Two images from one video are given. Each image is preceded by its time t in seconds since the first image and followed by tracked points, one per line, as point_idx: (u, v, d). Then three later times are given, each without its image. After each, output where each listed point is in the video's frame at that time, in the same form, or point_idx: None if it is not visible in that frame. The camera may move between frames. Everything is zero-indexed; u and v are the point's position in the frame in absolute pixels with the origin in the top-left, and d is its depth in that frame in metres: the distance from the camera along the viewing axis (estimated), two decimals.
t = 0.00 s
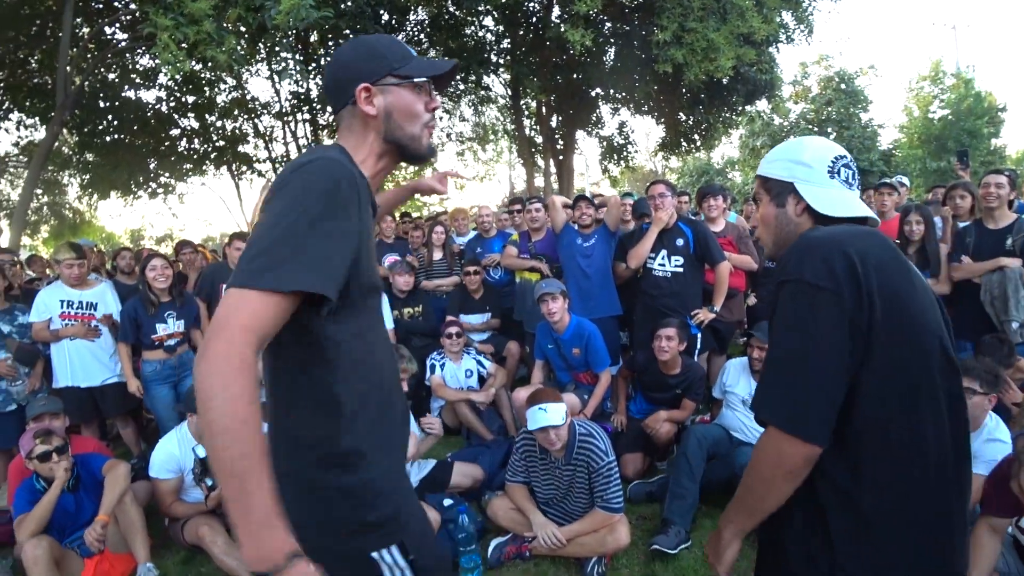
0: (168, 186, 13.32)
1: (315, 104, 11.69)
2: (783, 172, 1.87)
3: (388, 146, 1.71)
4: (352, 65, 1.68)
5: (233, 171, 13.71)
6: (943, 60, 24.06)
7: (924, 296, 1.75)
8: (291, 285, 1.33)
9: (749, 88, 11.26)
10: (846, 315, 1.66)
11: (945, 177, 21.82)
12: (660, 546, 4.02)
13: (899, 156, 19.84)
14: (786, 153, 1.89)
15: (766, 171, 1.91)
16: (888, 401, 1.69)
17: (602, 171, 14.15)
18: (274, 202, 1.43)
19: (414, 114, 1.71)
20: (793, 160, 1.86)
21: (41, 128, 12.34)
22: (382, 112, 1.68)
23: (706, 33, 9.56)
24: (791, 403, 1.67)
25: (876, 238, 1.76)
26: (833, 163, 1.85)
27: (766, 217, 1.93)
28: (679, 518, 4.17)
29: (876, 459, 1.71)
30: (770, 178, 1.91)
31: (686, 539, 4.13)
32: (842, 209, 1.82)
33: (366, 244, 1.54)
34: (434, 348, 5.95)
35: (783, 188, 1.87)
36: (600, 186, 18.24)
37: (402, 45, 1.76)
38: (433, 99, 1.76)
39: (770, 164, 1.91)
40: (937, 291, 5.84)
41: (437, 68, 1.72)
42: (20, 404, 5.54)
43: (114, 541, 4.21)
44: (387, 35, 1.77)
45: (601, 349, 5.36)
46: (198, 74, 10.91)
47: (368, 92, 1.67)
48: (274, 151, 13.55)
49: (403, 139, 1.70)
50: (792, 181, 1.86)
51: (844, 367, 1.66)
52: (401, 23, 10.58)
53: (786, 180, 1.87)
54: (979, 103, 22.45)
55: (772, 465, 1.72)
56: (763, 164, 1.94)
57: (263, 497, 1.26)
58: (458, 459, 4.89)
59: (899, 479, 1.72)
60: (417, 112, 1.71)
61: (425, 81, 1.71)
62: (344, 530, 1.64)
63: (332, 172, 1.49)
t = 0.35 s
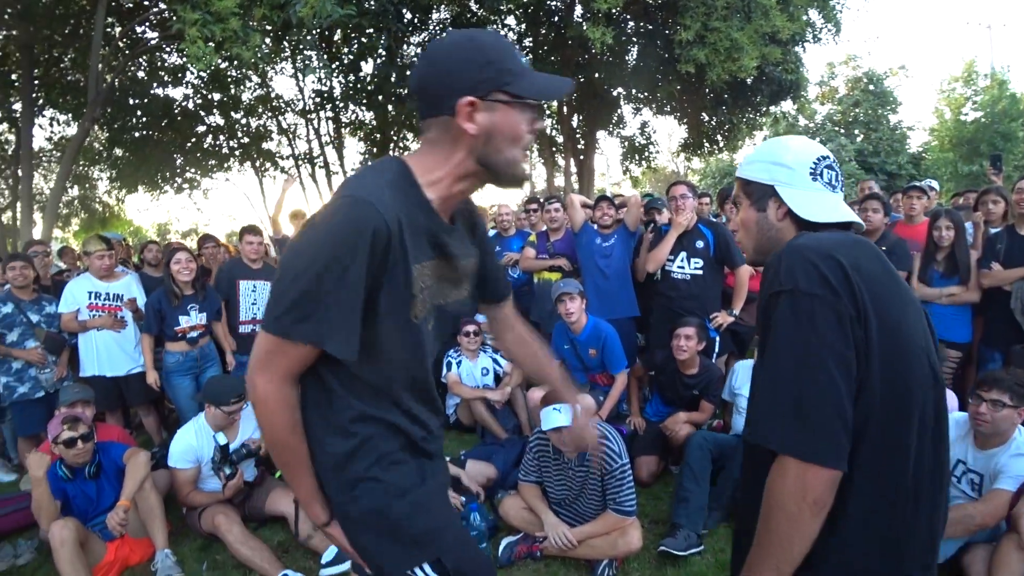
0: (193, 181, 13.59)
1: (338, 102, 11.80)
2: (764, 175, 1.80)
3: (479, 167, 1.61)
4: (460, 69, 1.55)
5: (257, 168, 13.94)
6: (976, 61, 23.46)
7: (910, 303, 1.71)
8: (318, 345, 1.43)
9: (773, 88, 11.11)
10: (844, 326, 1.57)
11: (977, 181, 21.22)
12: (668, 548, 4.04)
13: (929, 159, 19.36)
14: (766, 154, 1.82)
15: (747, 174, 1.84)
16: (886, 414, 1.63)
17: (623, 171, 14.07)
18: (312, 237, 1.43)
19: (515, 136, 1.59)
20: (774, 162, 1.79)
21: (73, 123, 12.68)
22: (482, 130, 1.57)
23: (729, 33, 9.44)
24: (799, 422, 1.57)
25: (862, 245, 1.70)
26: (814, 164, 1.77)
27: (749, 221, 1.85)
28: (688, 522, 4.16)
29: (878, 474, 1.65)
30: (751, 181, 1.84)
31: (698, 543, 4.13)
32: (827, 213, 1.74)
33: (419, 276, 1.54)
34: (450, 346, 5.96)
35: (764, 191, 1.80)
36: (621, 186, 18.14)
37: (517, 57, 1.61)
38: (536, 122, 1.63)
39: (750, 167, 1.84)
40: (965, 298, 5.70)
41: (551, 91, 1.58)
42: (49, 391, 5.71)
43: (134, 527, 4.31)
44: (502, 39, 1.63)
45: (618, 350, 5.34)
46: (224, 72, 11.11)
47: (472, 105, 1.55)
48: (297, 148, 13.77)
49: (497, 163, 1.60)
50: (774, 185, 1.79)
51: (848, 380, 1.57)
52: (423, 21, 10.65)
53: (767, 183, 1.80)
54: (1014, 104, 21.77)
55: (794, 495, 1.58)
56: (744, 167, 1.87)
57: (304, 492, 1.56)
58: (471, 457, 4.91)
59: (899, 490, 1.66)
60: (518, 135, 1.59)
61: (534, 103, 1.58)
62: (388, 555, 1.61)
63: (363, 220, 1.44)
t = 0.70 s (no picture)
0: (212, 181, 13.79)
1: (354, 103, 11.89)
2: (746, 159, 1.66)
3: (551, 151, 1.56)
4: (536, 49, 1.49)
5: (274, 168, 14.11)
6: (1002, 61, 23.02)
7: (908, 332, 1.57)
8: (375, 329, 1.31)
9: (791, 89, 11.01)
10: (852, 361, 1.41)
11: (1002, 183, 20.76)
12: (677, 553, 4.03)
13: (952, 161, 18.98)
14: (751, 138, 1.68)
15: (728, 159, 1.70)
16: (867, 448, 1.53)
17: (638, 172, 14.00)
18: (376, 215, 1.32)
19: (590, 121, 1.54)
20: (757, 145, 1.66)
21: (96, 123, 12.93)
22: (556, 113, 1.51)
23: (746, 33, 9.33)
24: (785, 459, 1.42)
25: (868, 266, 1.55)
26: (801, 150, 1.64)
27: (726, 211, 1.72)
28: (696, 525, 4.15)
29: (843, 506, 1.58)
30: (732, 165, 1.70)
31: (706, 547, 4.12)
32: (812, 204, 1.60)
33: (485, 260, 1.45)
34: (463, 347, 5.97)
35: (745, 179, 1.67)
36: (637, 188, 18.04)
37: (595, 38, 1.56)
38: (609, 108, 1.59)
39: (732, 151, 1.70)
40: (987, 304, 5.57)
41: (627, 78, 1.54)
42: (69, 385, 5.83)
43: (149, 522, 4.38)
44: (579, 20, 1.58)
45: (631, 352, 5.30)
46: (242, 74, 11.26)
47: (548, 85, 1.49)
48: (314, 148, 13.93)
49: (569, 146, 1.56)
50: (757, 171, 1.65)
51: (845, 418, 1.43)
52: (439, 22, 10.73)
53: (750, 169, 1.66)
54: None
55: (764, 532, 1.46)
56: (726, 150, 1.73)
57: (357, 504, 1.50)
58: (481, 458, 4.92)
59: (859, 524, 1.58)
60: (590, 119, 1.54)
61: (611, 88, 1.53)
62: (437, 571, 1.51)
63: (446, 193, 1.33)
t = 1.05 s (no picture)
0: (223, 182, 13.91)
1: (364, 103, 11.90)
2: (725, 159, 1.65)
3: (438, 140, 1.55)
4: (410, 42, 1.49)
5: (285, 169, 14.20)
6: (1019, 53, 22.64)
7: (883, 316, 1.57)
8: (299, 333, 1.34)
9: (803, 84, 10.91)
10: (819, 349, 1.41)
11: (1021, 178, 20.43)
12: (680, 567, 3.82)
13: (969, 156, 18.72)
14: (730, 139, 1.67)
15: (706, 155, 1.68)
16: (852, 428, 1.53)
17: (648, 170, 13.93)
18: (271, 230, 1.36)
19: (471, 109, 1.53)
20: (734, 146, 1.64)
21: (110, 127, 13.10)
22: (434, 103, 1.51)
23: (756, 27, 9.23)
24: (769, 444, 1.43)
25: (835, 251, 1.54)
26: (779, 151, 1.62)
27: (705, 209, 1.71)
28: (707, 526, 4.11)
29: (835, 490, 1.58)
30: (711, 164, 1.68)
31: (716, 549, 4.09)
32: (786, 207, 1.59)
33: (387, 251, 1.48)
34: (472, 346, 5.97)
35: (723, 177, 1.65)
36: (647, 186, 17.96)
37: (471, 29, 1.56)
38: (493, 96, 1.58)
39: (712, 151, 1.68)
40: (1005, 301, 5.47)
41: (504, 65, 1.54)
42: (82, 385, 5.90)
43: (162, 521, 4.43)
44: (457, 14, 1.58)
45: (639, 351, 5.27)
46: (253, 76, 11.34)
47: (424, 75, 1.49)
48: (324, 149, 14.02)
49: (451, 136, 1.54)
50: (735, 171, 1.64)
51: (822, 405, 1.43)
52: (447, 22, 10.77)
53: (728, 169, 1.65)
54: None
55: (759, 513, 1.47)
56: (706, 149, 1.71)
57: (341, 512, 1.48)
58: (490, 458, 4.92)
59: (852, 506, 1.60)
60: (472, 106, 1.53)
61: (491, 75, 1.52)
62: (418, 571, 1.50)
63: (328, 196, 1.37)
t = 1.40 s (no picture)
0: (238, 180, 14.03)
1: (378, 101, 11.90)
2: (747, 176, 1.66)
3: (305, 157, 1.79)
4: (274, 76, 1.75)
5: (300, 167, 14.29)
6: None
7: (894, 330, 1.59)
8: (185, 315, 1.68)
9: (821, 76, 10.76)
10: (791, 349, 1.50)
11: None
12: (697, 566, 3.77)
13: (991, 148, 18.35)
14: (750, 156, 1.69)
15: (725, 173, 1.68)
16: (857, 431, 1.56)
17: (662, 165, 13.82)
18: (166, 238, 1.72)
19: (328, 128, 1.77)
20: (754, 164, 1.67)
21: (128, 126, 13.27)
22: (295, 125, 1.77)
23: (775, 18, 9.08)
24: (731, 423, 1.58)
25: (837, 264, 1.60)
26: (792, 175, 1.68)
27: (725, 222, 1.71)
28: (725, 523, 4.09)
29: (828, 487, 1.63)
30: (731, 180, 1.69)
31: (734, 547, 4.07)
32: (800, 229, 1.65)
33: (252, 249, 1.74)
34: (486, 342, 5.98)
35: (743, 194, 1.67)
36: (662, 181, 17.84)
37: (328, 58, 1.81)
38: (353, 113, 1.81)
39: (733, 166, 1.69)
40: None
41: (354, 83, 1.76)
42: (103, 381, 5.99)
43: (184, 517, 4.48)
44: (317, 47, 1.84)
45: (656, 349, 5.24)
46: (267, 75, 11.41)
47: (283, 103, 1.76)
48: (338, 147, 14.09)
49: (316, 151, 1.78)
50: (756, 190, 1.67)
51: (799, 409, 1.53)
52: (460, 18, 10.81)
53: (749, 187, 1.67)
54: None
55: (726, 484, 1.66)
56: (724, 162, 1.71)
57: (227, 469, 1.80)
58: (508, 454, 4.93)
59: (850, 501, 1.64)
60: (329, 123, 1.77)
61: (342, 97, 1.76)
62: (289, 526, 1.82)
63: (199, 207, 1.70)
